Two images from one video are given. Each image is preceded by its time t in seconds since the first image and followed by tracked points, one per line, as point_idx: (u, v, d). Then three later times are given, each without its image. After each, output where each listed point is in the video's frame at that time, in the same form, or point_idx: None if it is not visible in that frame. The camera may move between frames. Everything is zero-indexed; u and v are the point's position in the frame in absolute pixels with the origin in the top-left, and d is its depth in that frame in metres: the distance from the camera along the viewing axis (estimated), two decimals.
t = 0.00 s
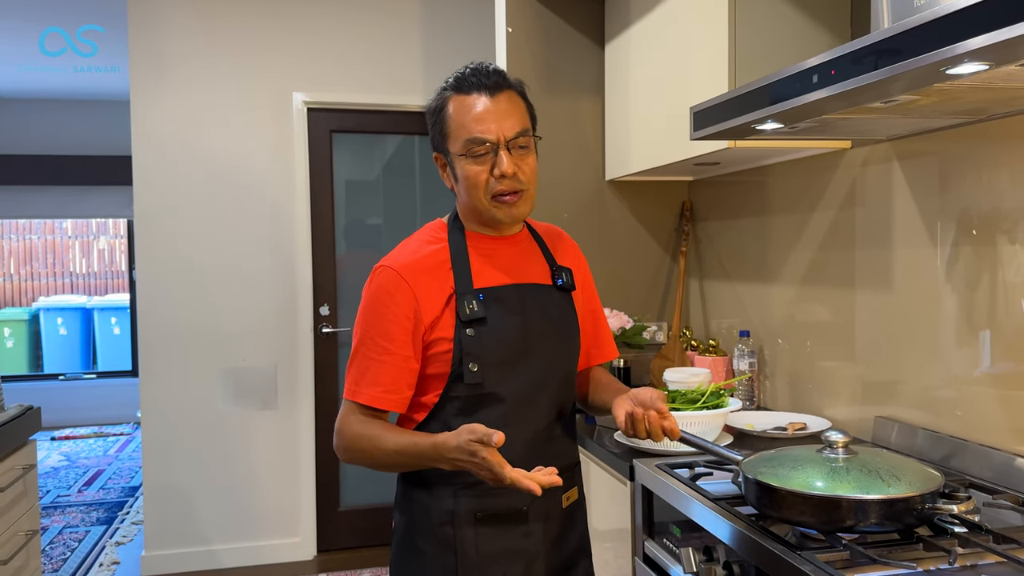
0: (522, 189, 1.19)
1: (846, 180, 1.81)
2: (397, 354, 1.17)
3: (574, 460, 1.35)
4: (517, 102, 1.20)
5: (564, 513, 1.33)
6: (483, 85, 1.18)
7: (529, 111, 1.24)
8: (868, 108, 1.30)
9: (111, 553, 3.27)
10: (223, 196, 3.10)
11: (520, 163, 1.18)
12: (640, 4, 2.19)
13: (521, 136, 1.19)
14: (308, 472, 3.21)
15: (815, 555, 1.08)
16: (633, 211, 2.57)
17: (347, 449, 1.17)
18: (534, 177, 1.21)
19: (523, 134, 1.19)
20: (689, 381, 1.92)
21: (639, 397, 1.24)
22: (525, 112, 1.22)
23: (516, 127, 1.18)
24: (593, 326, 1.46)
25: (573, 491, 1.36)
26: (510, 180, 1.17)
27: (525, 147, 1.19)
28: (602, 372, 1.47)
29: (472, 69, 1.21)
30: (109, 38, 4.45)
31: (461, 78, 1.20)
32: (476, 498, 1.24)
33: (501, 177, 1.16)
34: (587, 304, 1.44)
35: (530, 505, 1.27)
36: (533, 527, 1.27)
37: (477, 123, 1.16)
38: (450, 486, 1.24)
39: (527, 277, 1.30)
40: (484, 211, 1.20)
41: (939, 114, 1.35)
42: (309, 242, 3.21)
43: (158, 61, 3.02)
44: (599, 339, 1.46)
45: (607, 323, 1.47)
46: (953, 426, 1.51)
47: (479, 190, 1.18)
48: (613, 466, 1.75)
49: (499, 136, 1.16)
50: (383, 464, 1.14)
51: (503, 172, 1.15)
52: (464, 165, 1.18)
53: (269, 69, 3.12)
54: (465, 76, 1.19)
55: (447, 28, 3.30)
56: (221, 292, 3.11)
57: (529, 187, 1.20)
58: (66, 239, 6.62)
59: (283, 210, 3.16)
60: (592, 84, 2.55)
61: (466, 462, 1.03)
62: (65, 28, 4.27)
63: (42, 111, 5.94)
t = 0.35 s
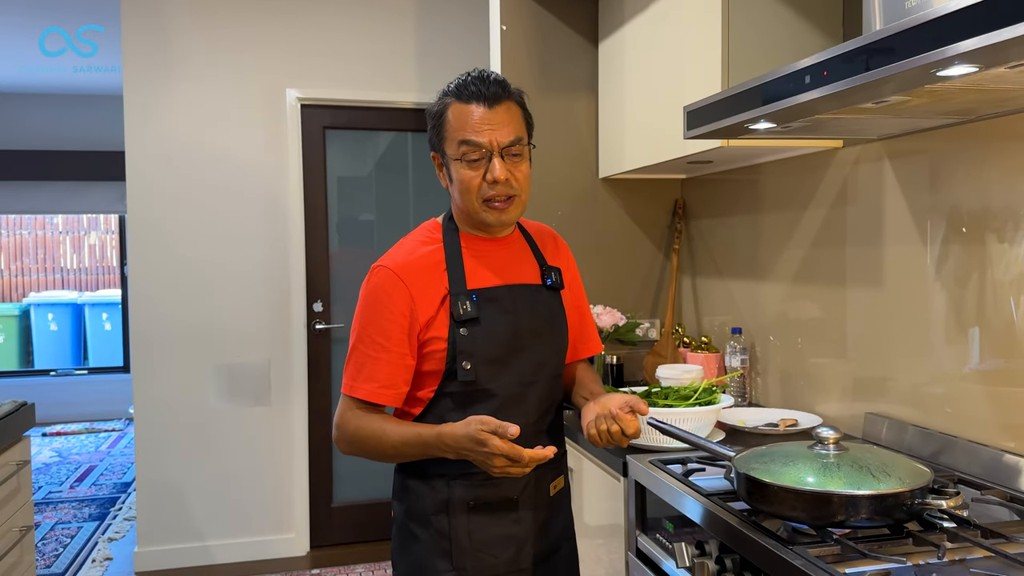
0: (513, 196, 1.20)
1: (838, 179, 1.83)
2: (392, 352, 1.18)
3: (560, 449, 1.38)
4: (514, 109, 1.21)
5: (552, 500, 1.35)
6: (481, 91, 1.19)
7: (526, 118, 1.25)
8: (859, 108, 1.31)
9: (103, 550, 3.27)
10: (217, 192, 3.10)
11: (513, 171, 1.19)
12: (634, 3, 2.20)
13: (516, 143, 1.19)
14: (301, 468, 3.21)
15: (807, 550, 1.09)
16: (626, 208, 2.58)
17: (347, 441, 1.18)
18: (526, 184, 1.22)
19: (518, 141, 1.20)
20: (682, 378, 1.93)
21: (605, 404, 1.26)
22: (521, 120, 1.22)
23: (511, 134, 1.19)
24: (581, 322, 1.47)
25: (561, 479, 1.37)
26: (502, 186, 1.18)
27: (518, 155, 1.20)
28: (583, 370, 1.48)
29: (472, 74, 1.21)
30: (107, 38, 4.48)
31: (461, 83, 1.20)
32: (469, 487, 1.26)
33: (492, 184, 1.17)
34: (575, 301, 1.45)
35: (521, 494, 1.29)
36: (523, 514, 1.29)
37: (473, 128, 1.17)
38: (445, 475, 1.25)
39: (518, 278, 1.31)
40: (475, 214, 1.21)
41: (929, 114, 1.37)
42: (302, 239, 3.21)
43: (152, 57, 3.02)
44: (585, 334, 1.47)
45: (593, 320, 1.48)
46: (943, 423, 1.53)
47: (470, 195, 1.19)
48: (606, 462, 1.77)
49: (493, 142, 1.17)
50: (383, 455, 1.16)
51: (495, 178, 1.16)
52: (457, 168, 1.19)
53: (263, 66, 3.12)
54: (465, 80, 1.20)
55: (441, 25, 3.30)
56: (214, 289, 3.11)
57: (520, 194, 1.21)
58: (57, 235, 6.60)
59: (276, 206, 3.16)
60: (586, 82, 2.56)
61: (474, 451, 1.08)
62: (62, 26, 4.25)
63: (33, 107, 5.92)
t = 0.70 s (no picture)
0: (509, 195, 1.20)
1: (832, 176, 1.83)
2: (385, 341, 1.19)
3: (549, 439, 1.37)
4: (516, 110, 1.21)
5: (541, 492, 1.35)
6: (485, 89, 1.19)
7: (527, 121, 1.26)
8: (854, 105, 1.32)
9: (96, 545, 3.27)
10: (211, 187, 3.09)
11: (511, 170, 1.19)
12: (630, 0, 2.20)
13: (516, 143, 1.20)
14: (295, 463, 3.21)
15: (800, 544, 1.10)
16: (620, 205, 2.59)
17: (338, 425, 1.19)
18: (523, 183, 1.22)
19: (517, 141, 1.20)
20: (676, 374, 1.97)
21: (599, 403, 1.27)
22: (523, 122, 1.23)
23: (511, 134, 1.19)
24: (573, 321, 1.48)
25: (549, 472, 1.37)
26: (499, 184, 1.18)
27: (518, 155, 1.21)
28: (574, 366, 1.49)
29: (478, 74, 1.22)
30: (105, 40, 4.61)
31: (466, 80, 1.21)
32: (460, 477, 1.26)
33: (490, 181, 1.17)
34: (567, 299, 1.45)
35: (511, 484, 1.29)
36: (513, 504, 1.29)
37: (475, 125, 1.18)
38: (435, 465, 1.26)
39: (510, 274, 1.31)
40: (470, 210, 1.21)
41: (924, 112, 1.38)
42: (296, 234, 3.21)
43: (147, 51, 3.01)
44: (577, 332, 1.48)
45: (586, 319, 1.49)
46: (935, 419, 1.54)
47: (466, 190, 1.19)
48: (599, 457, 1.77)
49: (494, 141, 1.18)
50: (373, 439, 1.17)
51: (494, 176, 1.17)
52: (457, 164, 1.19)
53: (258, 61, 3.12)
54: (471, 77, 1.20)
55: (437, 21, 3.30)
56: (208, 284, 3.11)
57: (517, 194, 1.21)
58: (50, 230, 6.57)
59: (271, 201, 3.15)
60: (582, 79, 2.56)
61: (460, 435, 1.08)
62: (57, 21, 4.23)
63: (26, 101, 5.89)
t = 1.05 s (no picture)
0: (509, 193, 1.20)
1: (830, 176, 1.84)
2: (383, 335, 1.19)
3: (544, 439, 1.38)
4: (521, 109, 1.22)
5: (534, 490, 1.35)
6: (492, 86, 1.20)
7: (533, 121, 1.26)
8: (854, 105, 1.32)
9: (94, 540, 3.27)
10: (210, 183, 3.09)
11: (513, 168, 1.19)
12: None
13: (519, 141, 1.20)
14: (293, 460, 3.22)
15: (797, 540, 1.11)
16: (619, 204, 2.60)
17: (335, 417, 1.19)
18: (524, 182, 1.22)
19: (521, 139, 1.20)
20: (674, 372, 1.98)
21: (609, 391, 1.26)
22: (528, 121, 1.23)
23: (514, 132, 1.20)
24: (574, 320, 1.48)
25: (544, 470, 1.37)
26: (500, 181, 1.18)
27: (520, 153, 1.21)
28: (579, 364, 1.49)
29: (486, 71, 1.23)
30: (107, 37, 4.56)
31: (473, 77, 1.22)
32: (453, 473, 1.26)
33: (491, 177, 1.18)
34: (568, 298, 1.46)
35: (505, 482, 1.29)
36: (506, 501, 1.29)
37: (480, 121, 1.18)
38: (429, 460, 1.27)
39: (509, 272, 1.32)
40: (470, 206, 1.22)
41: (922, 112, 1.38)
42: (295, 231, 3.21)
43: (146, 47, 3.01)
44: (577, 331, 1.48)
45: (585, 319, 1.49)
46: (931, 418, 1.55)
47: (467, 186, 1.20)
48: (598, 454, 1.78)
49: (497, 138, 1.18)
50: (368, 428, 1.16)
51: (495, 172, 1.17)
52: (459, 159, 1.20)
53: (257, 58, 3.12)
54: (479, 74, 1.21)
55: (436, 19, 3.30)
56: (206, 281, 3.11)
57: (517, 192, 1.21)
58: (47, 226, 6.57)
59: (270, 198, 3.16)
60: (582, 78, 2.57)
61: (447, 415, 1.05)
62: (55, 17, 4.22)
63: (24, 96, 5.89)
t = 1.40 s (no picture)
0: (509, 191, 1.21)
1: (831, 178, 1.85)
2: (380, 335, 1.20)
3: (548, 445, 1.38)
4: (524, 106, 1.22)
5: (537, 497, 1.35)
6: (495, 82, 1.20)
7: (535, 117, 1.26)
8: (855, 108, 1.33)
9: (94, 539, 3.27)
10: (212, 183, 3.10)
11: (514, 166, 1.20)
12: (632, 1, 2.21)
13: (521, 139, 1.20)
14: (293, 459, 3.22)
15: (798, 541, 1.11)
16: (620, 205, 2.60)
17: (333, 421, 1.19)
18: (525, 181, 1.22)
19: (523, 137, 1.20)
20: (675, 372, 1.97)
21: (618, 390, 1.27)
22: (530, 119, 1.23)
23: (516, 130, 1.20)
24: (578, 321, 1.48)
25: (548, 476, 1.37)
26: (500, 179, 1.19)
27: (522, 151, 1.21)
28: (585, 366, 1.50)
29: (489, 66, 1.23)
30: (105, 39, 4.62)
31: (475, 72, 1.22)
32: (451, 477, 1.27)
33: (491, 175, 1.18)
34: (571, 299, 1.46)
35: (504, 487, 1.29)
36: (505, 508, 1.29)
37: (481, 118, 1.18)
38: (427, 464, 1.27)
39: (509, 271, 1.32)
40: (470, 203, 1.22)
41: (923, 115, 1.39)
42: (296, 231, 3.21)
43: (148, 47, 3.01)
44: (582, 333, 1.48)
45: (590, 320, 1.49)
46: (931, 420, 1.55)
47: (468, 183, 1.20)
48: (597, 455, 1.78)
49: (498, 135, 1.18)
50: (363, 429, 1.15)
51: (495, 170, 1.18)
52: (460, 155, 1.20)
53: (258, 58, 3.12)
54: (481, 70, 1.21)
55: (438, 20, 3.31)
56: (207, 280, 3.11)
57: (517, 191, 1.21)
58: (48, 225, 6.56)
59: (272, 197, 3.16)
60: (583, 79, 2.57)
61: (432, 409, 1.03)
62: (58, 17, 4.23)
63: (26, 96, 5.90)
